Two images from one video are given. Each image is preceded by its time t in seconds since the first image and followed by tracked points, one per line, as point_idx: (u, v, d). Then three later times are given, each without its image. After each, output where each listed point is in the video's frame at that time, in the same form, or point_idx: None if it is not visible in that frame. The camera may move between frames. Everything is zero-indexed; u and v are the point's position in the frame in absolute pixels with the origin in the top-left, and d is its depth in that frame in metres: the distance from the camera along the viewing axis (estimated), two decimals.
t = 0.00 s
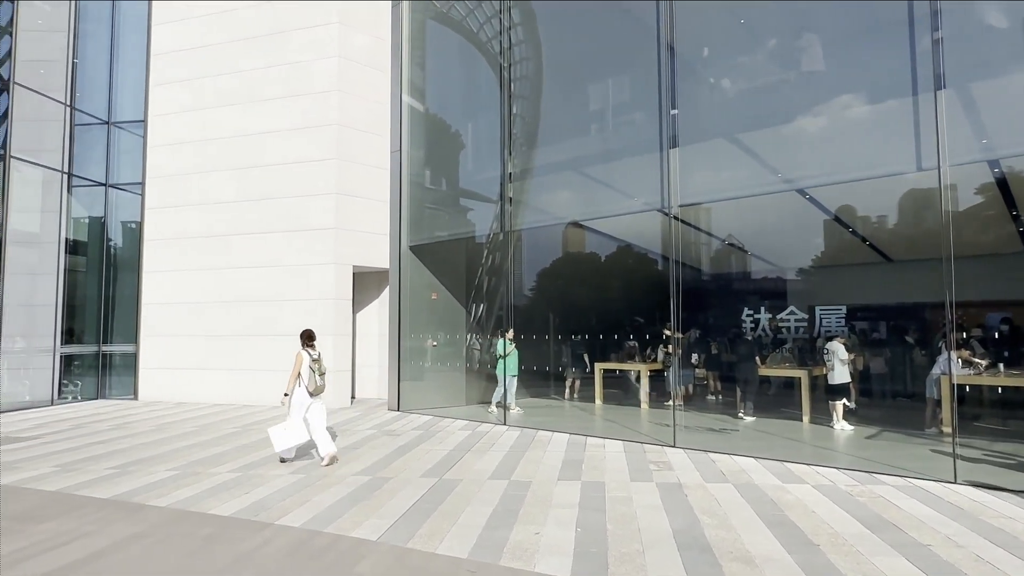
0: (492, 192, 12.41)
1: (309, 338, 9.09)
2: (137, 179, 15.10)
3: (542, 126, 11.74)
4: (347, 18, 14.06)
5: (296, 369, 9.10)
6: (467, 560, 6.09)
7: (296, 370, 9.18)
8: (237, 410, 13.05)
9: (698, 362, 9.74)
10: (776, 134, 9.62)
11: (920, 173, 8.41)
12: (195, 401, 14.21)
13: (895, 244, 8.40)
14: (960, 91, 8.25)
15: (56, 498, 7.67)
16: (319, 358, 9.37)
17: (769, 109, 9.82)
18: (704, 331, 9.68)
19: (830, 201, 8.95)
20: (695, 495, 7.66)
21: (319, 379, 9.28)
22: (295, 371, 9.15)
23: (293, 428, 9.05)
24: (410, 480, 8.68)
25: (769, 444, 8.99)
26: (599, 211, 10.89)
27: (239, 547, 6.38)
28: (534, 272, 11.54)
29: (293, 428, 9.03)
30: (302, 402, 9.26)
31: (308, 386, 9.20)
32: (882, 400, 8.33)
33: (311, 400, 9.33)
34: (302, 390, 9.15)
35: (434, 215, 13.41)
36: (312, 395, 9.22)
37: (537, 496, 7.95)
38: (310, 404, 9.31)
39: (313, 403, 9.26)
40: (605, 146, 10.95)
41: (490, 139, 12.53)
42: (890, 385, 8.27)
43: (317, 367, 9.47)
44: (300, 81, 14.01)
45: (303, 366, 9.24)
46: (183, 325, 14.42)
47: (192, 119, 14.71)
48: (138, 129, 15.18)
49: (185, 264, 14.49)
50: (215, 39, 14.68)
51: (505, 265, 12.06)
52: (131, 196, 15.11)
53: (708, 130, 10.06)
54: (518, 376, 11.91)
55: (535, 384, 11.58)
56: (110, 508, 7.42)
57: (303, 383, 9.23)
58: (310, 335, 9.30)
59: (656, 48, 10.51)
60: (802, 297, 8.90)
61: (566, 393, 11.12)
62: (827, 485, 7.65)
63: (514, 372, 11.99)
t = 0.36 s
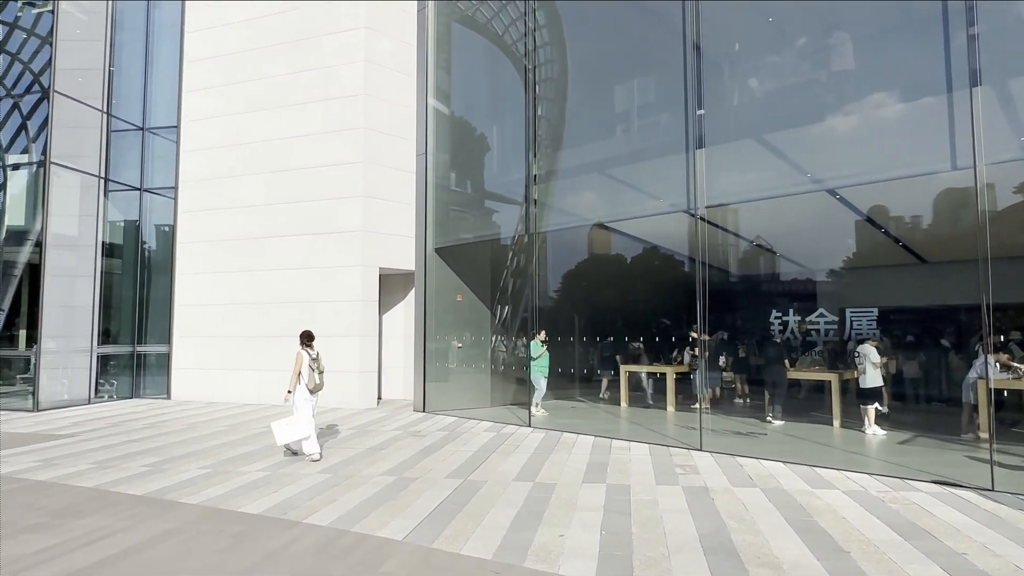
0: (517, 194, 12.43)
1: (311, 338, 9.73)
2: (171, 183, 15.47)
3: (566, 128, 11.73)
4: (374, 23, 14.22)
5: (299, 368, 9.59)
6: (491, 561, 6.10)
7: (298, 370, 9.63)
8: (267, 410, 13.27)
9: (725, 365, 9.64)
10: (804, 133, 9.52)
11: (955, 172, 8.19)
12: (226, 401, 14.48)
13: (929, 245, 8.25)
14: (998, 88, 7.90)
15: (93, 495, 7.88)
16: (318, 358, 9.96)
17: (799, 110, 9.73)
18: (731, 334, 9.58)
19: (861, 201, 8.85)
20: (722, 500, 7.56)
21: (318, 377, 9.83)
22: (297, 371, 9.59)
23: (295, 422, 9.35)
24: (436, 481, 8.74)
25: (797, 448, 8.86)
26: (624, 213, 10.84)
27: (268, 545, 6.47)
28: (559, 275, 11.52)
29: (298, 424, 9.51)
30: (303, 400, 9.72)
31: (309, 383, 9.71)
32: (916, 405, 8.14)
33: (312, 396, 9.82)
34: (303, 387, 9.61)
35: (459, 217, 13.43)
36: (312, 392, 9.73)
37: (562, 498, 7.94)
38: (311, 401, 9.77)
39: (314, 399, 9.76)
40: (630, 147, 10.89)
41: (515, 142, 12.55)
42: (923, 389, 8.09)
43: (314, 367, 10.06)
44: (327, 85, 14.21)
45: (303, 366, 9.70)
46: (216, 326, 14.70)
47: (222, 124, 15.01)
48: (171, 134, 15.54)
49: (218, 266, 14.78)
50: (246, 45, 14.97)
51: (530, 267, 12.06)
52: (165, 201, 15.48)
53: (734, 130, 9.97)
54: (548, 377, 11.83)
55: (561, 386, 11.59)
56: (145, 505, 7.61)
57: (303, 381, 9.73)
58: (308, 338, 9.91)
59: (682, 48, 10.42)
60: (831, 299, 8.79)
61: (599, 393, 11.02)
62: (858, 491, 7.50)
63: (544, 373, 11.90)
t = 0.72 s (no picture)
0: (542, 195, 12.41)
1: (314, 336, 10.23)
2: (202, 187, 15.79)
3: (592, 128, 11.68)
4: (399, 26, 14.34)
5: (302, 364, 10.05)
6: (516, 562, 6.10)
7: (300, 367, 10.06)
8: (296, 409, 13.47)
9: (754, 367, 9.53)
10: (835, 131, 9.46)
11: (993, 169, 7.97)
12: (256, 401, 14.73)
13: (965, 244, 7.99)
14: None
15: (128, 491, 8.08)
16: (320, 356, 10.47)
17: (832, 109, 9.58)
18: (760, 335, 9.48)
19: (894, 200, 8.60)
20: (749, 504, 7.45)
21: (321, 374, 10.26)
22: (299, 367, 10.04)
23: (287, 410, 9.75)
24: (461, 481, 8.78)
25: (827, 452, 8.70)
26: (649, 213, 10.77)
27: (296, 543, 6.57)
28: (585, 275, 11.47)
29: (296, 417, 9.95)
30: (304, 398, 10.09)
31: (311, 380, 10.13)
32: (952, 408, 7.96)
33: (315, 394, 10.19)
34: (305, 384, 10.04)
35: (484, 220, 13.44)
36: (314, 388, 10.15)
37: (586, 500, 7.91)
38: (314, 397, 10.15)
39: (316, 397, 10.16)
40: (656, 147, 10.81)
41: (539, 143, 12.52)
42: (960, 392, 7.89)
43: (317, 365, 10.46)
44: (354, 89, 14.37)
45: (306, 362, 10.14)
46: (246, 327, 14.96)
47: (252, 128, 15.29)
48: (203, 139, 15.86)
49: (248, 268, 15.05)
50: (275, 50, 15.22)
51: (555, 267, 12.01)
52: (196, 204, 15.80)
53: (763, 129, 9.86)
54: (578, 380, 11.67)
55: (586, 387, 11.57)
56: (178, 502, 7.79)
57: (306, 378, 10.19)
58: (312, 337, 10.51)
59: (707, 46, 10.27)
60: (862, 300, 8.59)
61: (628, 397, 10.99)
62: (891, 496, 7.33)
63: (574, 375, 11.75)
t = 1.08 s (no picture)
0: (567, 195, 12.37)
1: (316, 336, 10.61)
2: (232, 190, 16.09)
3: (617, 127, 11.63)
4: (425, 29, 14.45)
5: (303, 363, 10.43)
6: (543, 562, 6.09)
7: (302, 366, 10.43)
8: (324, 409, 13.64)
9: (783, 368, 9.40)
10: (866, 127, 9.25)
11: None
12: (285, 400, 14.94)
13: (1005, 242, 7.79)
14: None
15: (163, 488, 8.26)
16: (321, 355, 10.84)
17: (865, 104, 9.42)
18: (790, 336, 9.34)
19: (930, 197, 8.40)
20: (779, 507, 7.34)
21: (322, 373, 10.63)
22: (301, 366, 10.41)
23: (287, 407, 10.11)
24: (487, 481, 8.79)
25: (859, 454, 8.56)
26: (675, 212, 10.65)
27: (325, 541, 6.64)
28: (611, 275, 11.40)
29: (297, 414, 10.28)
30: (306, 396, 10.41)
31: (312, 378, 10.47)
32: (991, 411, 7.69)
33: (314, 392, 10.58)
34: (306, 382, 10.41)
35: (509, 220, 13.46)
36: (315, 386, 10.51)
37: (613, 501, 7.87)
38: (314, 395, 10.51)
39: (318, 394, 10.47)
40: (682, 146, 10.72)
41: (564, 143, 12.50)
42: (999, 394, 7.63)
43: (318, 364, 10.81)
44: (380, 91, 14.52)
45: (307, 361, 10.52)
46: (276, 327, 15.19)
47: (280, 132, 15.54)
48: (233, 143, 16.16)
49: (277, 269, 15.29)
50: (302, 55, 15.45)
51: (581, 267, 11.97)
52: (226, 207, 16.10)
53: (793, 126, 9.69)
54: (613, 381, 11.56)
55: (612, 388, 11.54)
56: (210, 498, 7.95)
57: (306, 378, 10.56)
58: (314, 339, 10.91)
59: (734, 44, 10.20)
60: (896, 299, 8.39)
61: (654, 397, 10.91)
62: (927, 500, 7.16)
63: (609, 376, 11.65)
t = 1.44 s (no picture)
0: (593, 194, 12.28)
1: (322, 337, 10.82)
2: (263, 193, 16.37)
3: (644, 125, 11.54)
4: (450, 30, 14.52)
5: (310, 364, 10.60)
6: (571, 563, 6.07)
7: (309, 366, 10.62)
8: (353, 408, 13.81)
9: (815, 368, 9.18)
10: (900, 122, 8.93)
11: None
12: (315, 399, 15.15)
13: None
14: None
15: (198, 485, 8.45)
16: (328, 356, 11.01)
17: (904, 96, 9.07)
18: (822, 335, 9.13)
19: (968, 192, 8.16)
20: (811, 509, 7.22)
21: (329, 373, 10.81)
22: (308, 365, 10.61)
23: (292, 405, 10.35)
24: (515, 481, 8.80)
25: (894, 457, 8.38)
26: (705, 211, 10.59)
27: (355, 538, 6.73)
28: (638, 274, 11.31)
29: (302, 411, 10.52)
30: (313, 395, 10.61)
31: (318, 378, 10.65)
32: None
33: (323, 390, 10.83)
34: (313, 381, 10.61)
35: (535, 220, 13.42)
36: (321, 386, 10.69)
37: (641, 502, 7.81)
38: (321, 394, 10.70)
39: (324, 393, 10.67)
40: (710, 143, 10.66)
41: (590, 141, 12.43)
42: None
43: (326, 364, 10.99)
44: (406, 93, 14.63)
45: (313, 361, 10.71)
46: (306, 328, 15.42)
47: (309, 134, 15.79)
48: (263, 146, 16.45)
49: (307, 270, 15.52)
50: (330, 59, 15.67)
51: (608, 266, 11.86)
52: (257, 209, 16.38)
53: (824, 121, 9.53)
54: (648, 381, 11.36)
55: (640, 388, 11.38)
56: (243, 496, 8.10)
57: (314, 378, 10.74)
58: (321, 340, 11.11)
59: (763, 38, 10.10)
60: (932, 298, 8.19)
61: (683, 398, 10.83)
62: (966, 504, 6.95)
63: (642, 376, 11.44)
